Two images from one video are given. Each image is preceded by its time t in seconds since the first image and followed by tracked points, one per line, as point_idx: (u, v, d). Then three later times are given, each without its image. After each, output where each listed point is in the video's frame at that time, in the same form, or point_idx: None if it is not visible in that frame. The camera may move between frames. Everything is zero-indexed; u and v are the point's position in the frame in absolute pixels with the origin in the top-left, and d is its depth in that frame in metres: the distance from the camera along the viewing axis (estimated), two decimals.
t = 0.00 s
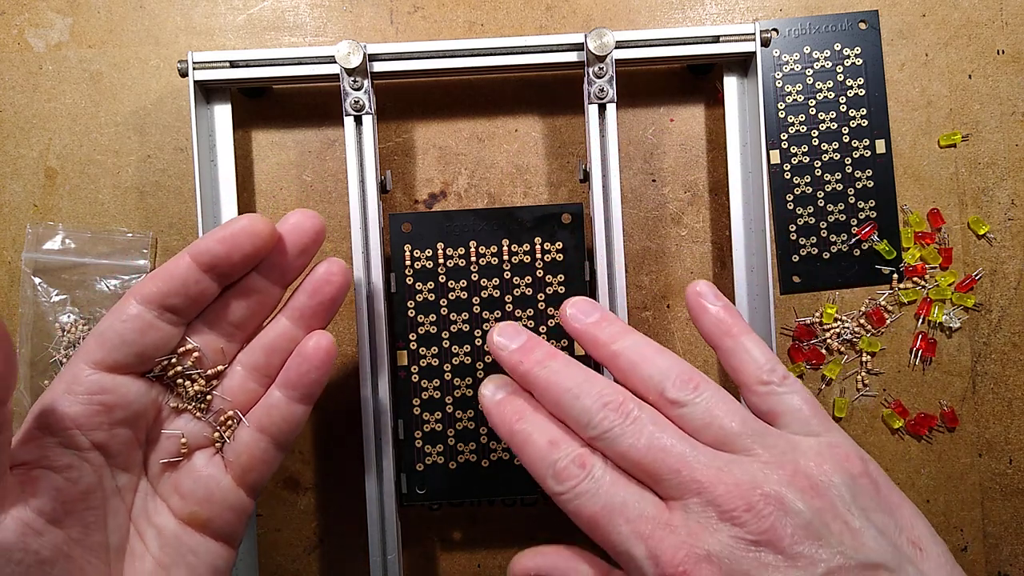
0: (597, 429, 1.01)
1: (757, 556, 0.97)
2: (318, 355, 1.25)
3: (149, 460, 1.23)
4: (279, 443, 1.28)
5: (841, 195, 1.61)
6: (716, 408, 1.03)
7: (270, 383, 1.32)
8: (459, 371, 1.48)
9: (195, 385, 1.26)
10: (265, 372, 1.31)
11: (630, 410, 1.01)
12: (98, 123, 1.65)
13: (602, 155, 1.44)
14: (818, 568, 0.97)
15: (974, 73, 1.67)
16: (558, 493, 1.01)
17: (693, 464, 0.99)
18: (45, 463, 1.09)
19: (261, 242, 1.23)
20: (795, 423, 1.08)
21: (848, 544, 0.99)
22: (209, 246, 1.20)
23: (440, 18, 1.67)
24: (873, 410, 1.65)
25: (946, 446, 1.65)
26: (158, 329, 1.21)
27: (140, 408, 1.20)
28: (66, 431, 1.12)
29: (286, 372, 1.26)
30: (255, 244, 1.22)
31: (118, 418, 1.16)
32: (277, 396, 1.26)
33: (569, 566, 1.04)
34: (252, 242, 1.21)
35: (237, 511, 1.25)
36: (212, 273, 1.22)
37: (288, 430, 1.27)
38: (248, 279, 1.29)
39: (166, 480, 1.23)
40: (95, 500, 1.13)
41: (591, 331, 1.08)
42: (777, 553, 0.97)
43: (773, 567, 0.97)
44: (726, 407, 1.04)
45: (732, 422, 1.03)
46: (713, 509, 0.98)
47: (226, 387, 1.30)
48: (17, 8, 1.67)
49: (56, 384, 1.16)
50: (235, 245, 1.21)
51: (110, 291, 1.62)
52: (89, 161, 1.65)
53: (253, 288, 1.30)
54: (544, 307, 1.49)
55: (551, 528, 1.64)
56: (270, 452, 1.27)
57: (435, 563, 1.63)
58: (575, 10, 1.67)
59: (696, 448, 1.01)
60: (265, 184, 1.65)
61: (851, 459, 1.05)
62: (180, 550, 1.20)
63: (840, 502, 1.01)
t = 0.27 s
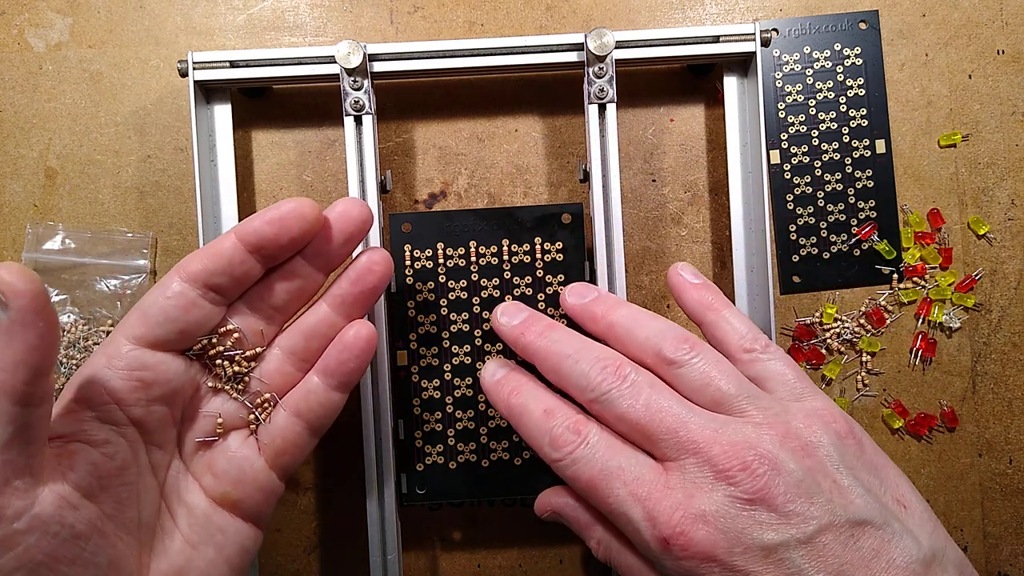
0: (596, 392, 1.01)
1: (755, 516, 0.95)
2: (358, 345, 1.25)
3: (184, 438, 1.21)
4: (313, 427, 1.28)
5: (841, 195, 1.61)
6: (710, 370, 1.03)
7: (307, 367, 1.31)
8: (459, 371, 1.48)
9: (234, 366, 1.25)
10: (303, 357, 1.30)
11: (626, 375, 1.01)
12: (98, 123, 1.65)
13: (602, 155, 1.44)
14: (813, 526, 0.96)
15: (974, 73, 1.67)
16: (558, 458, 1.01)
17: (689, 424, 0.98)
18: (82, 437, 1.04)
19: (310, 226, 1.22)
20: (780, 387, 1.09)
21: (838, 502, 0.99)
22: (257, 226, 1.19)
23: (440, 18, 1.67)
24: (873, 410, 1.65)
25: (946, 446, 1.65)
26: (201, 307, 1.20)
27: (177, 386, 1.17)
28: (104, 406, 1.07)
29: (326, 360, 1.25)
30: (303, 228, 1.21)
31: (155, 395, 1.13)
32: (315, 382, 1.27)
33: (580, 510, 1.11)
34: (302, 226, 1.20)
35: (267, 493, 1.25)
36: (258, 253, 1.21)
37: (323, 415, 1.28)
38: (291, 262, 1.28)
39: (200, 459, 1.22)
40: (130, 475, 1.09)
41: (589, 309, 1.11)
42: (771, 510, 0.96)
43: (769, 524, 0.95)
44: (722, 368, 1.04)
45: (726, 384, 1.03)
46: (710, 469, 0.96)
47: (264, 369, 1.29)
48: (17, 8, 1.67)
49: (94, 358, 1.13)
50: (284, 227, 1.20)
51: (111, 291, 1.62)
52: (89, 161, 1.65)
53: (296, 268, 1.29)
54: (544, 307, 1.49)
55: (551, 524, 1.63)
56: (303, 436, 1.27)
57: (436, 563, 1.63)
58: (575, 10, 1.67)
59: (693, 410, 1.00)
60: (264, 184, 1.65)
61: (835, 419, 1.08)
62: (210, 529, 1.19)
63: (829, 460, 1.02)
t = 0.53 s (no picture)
0: (598, 388, 1.01)
1: (756, 515, 0.95)
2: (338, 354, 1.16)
3: (172, 441, 1.16)
4: (297, 433, 1.22)
5: (841, 195, 1.61)
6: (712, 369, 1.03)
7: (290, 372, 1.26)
8: (459, 371, 1.48)
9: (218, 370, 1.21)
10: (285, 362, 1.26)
11: (630, 372, 1.01)
12: (98, 123, 1.65)
13: (603, 155, 1.44)
14: (812, 526, 0.97)
15: (974, 73, 1.67)
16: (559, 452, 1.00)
17: (693, 422, 0.98)
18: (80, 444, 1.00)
19: (293, 247, 1.14)
20: (774, 389, 1.11)
21: (835, 504, 1.00)
22: (239, 244, 1.12)
23: (440, 18, 1.67)
24: (873, 410, 1.65)
25: (946, 446, 1.65)
26: (181, 317, 1.14)
27: (165, 390, 1.12)
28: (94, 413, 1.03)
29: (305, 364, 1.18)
30: (286, 250, 1.14)
31: (145, 400, 1.09)
32: (296, 388, 1.20)
33: (567, 510, 1.11)
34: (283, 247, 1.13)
35: (260, 492, 1.21)
36: (239, 271, 1.14)
37: (305, 420, 1.21)
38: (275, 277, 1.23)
39: (190, 461, 1.17)
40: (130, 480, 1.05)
41: (590, 308, 1.11)
42: (771, 509, 0.95)
43: (770, 523, 0.95)
44: (724, 368, 1.04)
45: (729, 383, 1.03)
46: (713, 467, 0.96)
47: (247, 373, 1.25)
48: (17, 8, 1.67)
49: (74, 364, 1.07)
50: (267, 248, 1.12)
51: (110, 291, 1.62)
52: (89, 162, 1.65)
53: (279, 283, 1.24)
54: (544, 307, 1.49)
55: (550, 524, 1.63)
56: (288, 440, 1.22)
57: (436, 563, 1.63)
58: (576, 10, 1.67)
59: (696, 408, 1.00)
60: (264, 184, 1.65)
61: (828, 423, 1.09)
62: (208, 529, 1.17)
63: (826, 462, 1.03)
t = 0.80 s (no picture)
0: (596, 388, 1.01)
1: (750, 521, 0.96)
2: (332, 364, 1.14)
3: (167, 449, 1.15)
4: (291, 437, 1.20)
5: (841, 195, 1.62)
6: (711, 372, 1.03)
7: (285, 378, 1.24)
8: (459, 371, 1.48)
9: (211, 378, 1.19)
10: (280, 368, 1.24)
11: (628, 373, 1.01)
12: (98, 123, 1.65)
13: (603, 155, 1.44)
14: (804, 533, 0.97)
15: (974, 73, 1.67)
16: (552, 449, 1.00)
17: (690, 425, 0.98)
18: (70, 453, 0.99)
19: (285, 263, 1.10)
20: (773, 394, 1.12)
21: (827, 512, 1.01)
22: (231, 260, 1.08)
23: (440, 18, 1.67)
24: (873, 410, 1.65)
25: (946, 446, 1.65)
26: (174, 329, 1.11)
27: (157, 399, 1.11)
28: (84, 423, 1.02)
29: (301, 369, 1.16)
30: (279, 266, 1.10)
31: (136, 410, 1.07)
32: (290, 393, 1.17)
33: (556, 511, 1.12)
34: (276, 263, 1.09)
35: (256, 500, 1.19)
36: (231, 286, 1.11)
37: (301, 426, 1.19)
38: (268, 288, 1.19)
39: (184, 469, 1.15)
40: (122, 489, 1.05)
41: (590, 308, 1.11)
42: (764, 515, 0.96)
43: (763, 528, 0.96)
44: (723, 372, 1.04)
45: (727, 387, 1.03)
46: (709, 471, 0.96)
47: (241, 381, 1.23)
48: (17, 8, 1.67)
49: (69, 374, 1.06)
50: (259, 264, 1.09)
51: (110, 291, 1.62)
52: (89, 162, 1.65)
53: (274, 296, 1.20)
54: (544, 307, 1.49)
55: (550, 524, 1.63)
56: (284, 447, 1.19)
57: (436, 563, 1.63)
58: (575, 10, 1.67)
59: (694, 411, 1.00)
60: (264, 184, 1.65)
61: (823, 431, 1.10)
62: (204, 537, 1.15)
63: (819, 470, 1.04)
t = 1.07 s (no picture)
0: (592, 386, 1.01)
1: (747, 520, 0.96)
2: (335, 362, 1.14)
3: (168, 445, 1.15)
4: (293, 435, 1.19)
5: (841, 195, 1.62)
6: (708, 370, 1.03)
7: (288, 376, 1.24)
8: (459, 371, 1.48)
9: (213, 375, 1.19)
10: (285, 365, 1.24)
11: (624, 371, 1.00)
12: (98, 123, 1.65)
13: (603, 155, 1.44)
14: (802, 532, 0.97)
15: (974, 73, 1.67)
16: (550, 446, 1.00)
17: (687, 423, 0.98)
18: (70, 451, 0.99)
19: (288, 263, 1.09)
20: (774, 391, 1.12)
21: (826, 511, 1.01)
22: (234, 259, 1.07)
23: (440, 18, 1.67)
24: (873, 410, 1.65)
25: (946, 446, 1.65)
26: (177, 325, 1.11)
27: (161, 396, 1.11)
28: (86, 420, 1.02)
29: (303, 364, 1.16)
30: (282, 267, 1.09)
31: (139, 406, 1.07)
32: (294, 391, 1.17)
33: (556, 511, 1.12)
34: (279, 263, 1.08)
35: (257, 498, 1.19)
36: (234, 285, 1.10)
37: (304, 424, 1.19)
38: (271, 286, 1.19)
39: (186, 465, 1.15)
40: (123, 487, 1.04)
41: (589, 307, 1.10)
42: (762, 514, 0.96)
43: (760, 527, 0.96)
44: (721, 369, 1.04)
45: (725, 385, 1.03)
46: (705, 470, 0.96)
47: (244, 377, 1.23)
48: (17, 8, 1.67)
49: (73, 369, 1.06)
50: (262, 264, 1.08)
51: (110, 291, 1.62)
52: (89, 162, 1.65)
53: (277, 294, 1.20)
54: (544, 307, 1.49)
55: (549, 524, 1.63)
56: (287, 445, 1.19)
57: (436, 563, 1.63)
58: (575, 10, 1.67)
59: (691, 410, 1.00)
60: (264, 184, 1.65)
61: (824, 429, 1.10)
62: (204, 535, 1.15)
63: (819, 469, 1.04)
